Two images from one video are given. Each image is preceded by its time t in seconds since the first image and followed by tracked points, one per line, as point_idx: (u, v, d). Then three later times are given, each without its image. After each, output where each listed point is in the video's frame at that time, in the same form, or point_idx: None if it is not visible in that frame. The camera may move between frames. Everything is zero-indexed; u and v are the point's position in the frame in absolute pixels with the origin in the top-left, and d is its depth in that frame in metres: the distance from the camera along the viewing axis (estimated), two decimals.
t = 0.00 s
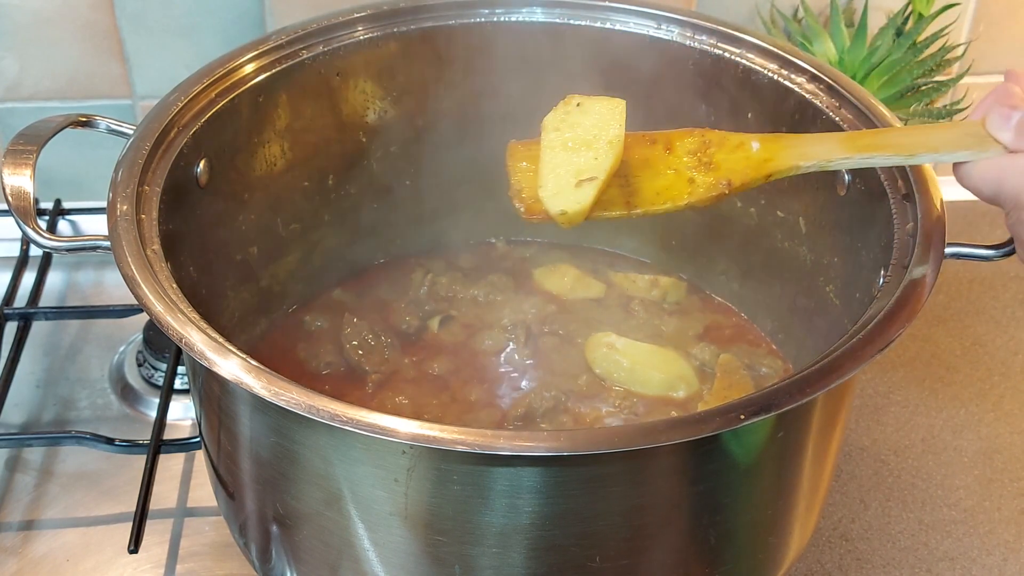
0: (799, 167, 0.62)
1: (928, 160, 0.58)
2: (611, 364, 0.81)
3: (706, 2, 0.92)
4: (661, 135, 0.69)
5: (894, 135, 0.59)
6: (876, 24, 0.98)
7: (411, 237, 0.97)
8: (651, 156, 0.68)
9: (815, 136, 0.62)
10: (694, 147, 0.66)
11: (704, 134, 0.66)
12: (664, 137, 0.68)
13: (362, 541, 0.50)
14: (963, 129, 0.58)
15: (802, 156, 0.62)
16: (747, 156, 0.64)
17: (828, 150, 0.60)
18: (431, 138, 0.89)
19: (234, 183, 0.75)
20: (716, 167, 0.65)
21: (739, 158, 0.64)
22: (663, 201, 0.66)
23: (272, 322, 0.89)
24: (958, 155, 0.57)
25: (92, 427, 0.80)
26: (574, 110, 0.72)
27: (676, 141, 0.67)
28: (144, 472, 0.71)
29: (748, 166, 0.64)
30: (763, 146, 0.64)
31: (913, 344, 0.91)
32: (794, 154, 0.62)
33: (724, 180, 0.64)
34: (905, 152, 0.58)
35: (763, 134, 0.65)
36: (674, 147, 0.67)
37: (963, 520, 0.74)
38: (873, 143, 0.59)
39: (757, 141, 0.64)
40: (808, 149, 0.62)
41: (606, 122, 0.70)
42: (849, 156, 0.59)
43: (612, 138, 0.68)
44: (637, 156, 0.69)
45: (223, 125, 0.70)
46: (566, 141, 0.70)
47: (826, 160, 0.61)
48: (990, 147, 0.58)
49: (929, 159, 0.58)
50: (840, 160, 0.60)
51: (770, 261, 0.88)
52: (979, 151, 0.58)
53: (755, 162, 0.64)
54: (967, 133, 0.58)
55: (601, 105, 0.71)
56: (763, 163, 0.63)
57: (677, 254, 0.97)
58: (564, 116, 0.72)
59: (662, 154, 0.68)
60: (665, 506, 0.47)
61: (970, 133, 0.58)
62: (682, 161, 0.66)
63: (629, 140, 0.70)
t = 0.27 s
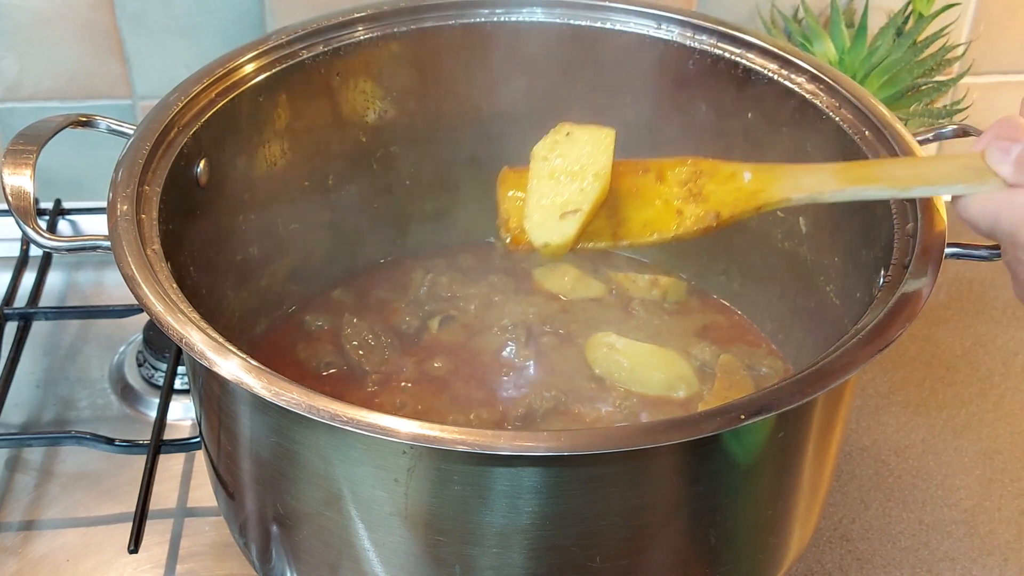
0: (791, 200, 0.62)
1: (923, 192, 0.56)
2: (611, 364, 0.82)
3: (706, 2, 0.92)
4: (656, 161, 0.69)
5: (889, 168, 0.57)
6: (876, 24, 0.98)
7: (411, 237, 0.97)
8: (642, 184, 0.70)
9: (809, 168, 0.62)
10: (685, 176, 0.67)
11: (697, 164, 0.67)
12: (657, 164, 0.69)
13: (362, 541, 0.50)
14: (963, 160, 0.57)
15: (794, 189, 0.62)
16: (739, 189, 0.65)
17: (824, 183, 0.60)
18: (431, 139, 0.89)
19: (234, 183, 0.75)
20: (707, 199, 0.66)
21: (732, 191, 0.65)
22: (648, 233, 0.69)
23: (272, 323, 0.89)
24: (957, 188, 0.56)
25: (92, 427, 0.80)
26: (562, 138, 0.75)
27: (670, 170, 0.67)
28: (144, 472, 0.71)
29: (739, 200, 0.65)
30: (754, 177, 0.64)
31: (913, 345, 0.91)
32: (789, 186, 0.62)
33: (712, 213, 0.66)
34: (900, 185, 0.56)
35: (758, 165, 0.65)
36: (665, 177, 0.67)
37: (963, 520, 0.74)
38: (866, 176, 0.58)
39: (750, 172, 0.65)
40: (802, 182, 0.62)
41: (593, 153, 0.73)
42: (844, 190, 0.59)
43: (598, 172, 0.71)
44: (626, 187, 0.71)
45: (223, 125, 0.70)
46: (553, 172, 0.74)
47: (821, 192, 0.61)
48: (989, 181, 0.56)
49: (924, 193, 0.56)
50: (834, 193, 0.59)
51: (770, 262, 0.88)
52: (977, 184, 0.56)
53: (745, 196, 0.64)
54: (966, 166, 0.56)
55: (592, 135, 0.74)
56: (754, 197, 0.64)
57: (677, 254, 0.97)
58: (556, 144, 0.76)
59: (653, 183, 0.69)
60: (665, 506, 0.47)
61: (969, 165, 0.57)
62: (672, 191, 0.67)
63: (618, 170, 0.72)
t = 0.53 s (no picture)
0: (745, 238, 0.61)
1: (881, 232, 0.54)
2: (612, 365, 0.82)
3: (706, 3, 0.92)
4: (608, 197, 0.67)
5: (848, 207, 0.56)
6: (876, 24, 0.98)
7: (411, 237, 0.97)
8: (594, 220, 0.67)
9: (767, 207, 0.60)
10: (639, 212, 0.65)
11: (652, 200, 0.65)
12: (612, 199, 0.67)
13: (362, 541, 0.50)
14: (928, 199, 0.53)
15: (750, 228, 0.60)
16: (693, 225, 0.63)
17: (779, 221, 0.59)
18: (431, 139, 0.89)
19: (233, 183, 0.75)
20: (659, 236, 0.64)
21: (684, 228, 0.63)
22: (598, 270, 0.65)
23: (272, 323, 0.89)
24: (916, 229, 0.53)
25: (92, 427, 0.80)
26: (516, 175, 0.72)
27: (624, 207, 0.65)
28: (144, 472, 0.71)
29: (694, 237, 0.63)
30: (711, 213, 0.63)
31: (913, 345, 0.91)
32: (744, 224, 0.61)
33: (664, 250, 0.63)
34: (859, 224, 0.55)
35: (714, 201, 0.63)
36: (619, 212, 0.65)
37: (963, 520, 0.74)
38: (825, 215, 0.57)
39: (706, 209, 0.63)
40: (759, 219, 0.60)
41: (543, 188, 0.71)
42: (801, 227, 0.58)
43: (546, 206, 0.68)
44: (576, 224, 0.67)
45: (223, 125, 0.70)
46: (501, 208, 0.71)
47: (779, 230, 0.59)
48: (954, 221, 0.52)
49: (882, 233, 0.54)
50: (791, 231, 0.58)
51: (770, 261, 0.88)
52: (941, 224, 0.52)
53: (700, 231, 0.63)
54: (930, 203, 0.53)
55: (541, 171, 0.72)
56: (709, 233, 0.62)
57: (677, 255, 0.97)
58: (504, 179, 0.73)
59: (605, 219, 0.66)
60: (665, 506, 0.47)
61: (934, 204, 0.53)
62: (625, 228, 0.65)
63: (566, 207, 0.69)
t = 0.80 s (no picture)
0: (731, 252, 0.61)
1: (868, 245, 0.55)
2: (612, 365, 0.81)
3: (706, 3, 0.92)
4: (595, 211, 0.67)
5: (834, 221, 0.57)
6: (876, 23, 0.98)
7: (411, 237, 0.97)
8: (580, 234, 0.67)
9: (751, 222, 0.61)
10: (625, 228, 0.65)
11: (639, 216, 0.66)
12: (598, 215, 0.67)
13: (362, 541, 0.50)
14: (914, 213, 0.54)
15: (734, 242, 0.61)
16: (677, 238, 0.63)
17: (764, 234, 0.60)
18: (431, 139, 0.89)
19: (233, 183, 0.75)
20: (643, 251, 0.64)
21: (667, 243, 0.63)
22: (583, 287, 0.65)
23: (271, 323, 0.89)
24: (901, 242, 0.54)
25: (92, 427, 0.80)
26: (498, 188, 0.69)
27: (611, 221, 0.66)
28: (144, 472, 0.71)
29: (678, 250, 0.63)
30: (696, 228, 0.63)
31: (913, 344, 0.91)
32: (728, 238, 0.61)
33: (648, 265, 0.63)
34: (846, 237, 0.56)
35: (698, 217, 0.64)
36: (606, 228, 0.66)
37: (963, 519, 0.74)
38: (811, 228, 0.58)
39: (691, 224, 0.63)
40: (743, 233, 0.61)
41: (524, 204, 0.68)
42: (785, 241, 0.59)
43: (528, 221, 0.66)
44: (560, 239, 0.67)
45: (223, 125, 0.70)
46: (483, 224, 0.68)
47: (762, 244, 0.60)
48: (941, 235, 0.53)
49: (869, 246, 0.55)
50: (775, 245, 0.59)
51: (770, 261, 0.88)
52: (927, 237, 0.53)
53: (684, 245, 0.63)
54: (915, 218, 0.54)
55: (522, 185, 0.69)
56: (693, 247, 0.62)
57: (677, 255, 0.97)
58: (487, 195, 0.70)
59: (591, 234, 0.66)
60: (665, 505, 0.47)
61: (919, 219, 0.54)
62: (612, 243, 0.65)
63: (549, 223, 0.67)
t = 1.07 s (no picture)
0: (700, 246, 0.61)
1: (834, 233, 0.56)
2: (612, 365, 0.81)
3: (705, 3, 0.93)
4: (566, 213, 0.67)
5: (801, 211, 0.58)
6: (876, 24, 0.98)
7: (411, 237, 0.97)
8: (552, 236, 0.66)
9: (719, 217, 0.62)
10: (596, 227, 0.65)
11: (610, 215, 0.65)
12: (570, 215, 0.67)
13: (362, 541, 0.50)
14: (879, 201, 0.56)
15: (701, 237, 0.61)
16: (648, 236, 0.63)
17: (733, 228, 0.60)
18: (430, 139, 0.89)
19: (233, 183, 0.74)
20: (615, 251, 0.63)
21: (638, 242, 0.63)
22: (554, 288, 0.64)
23: (271, 323, 0.90)
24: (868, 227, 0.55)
25: (92, 427, 0.80)
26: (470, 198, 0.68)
27: (579, 222, 0.66)
28: (144, 472, 0.71)
29: (648, 248, 0.63)
30: (666, 226, 0.63)
31: (913, 344, 0.91)
32: (696, 232, 0.61)
33: (619, 264, 0.63)
34: (813, 226, 0.57)
35: (666, 214, 0.64)
36: (578, 227, 0.66)
37: (963, 520, 0.74)
38: (779, 220, 0.58)
39: (661, 221, 0.63)
40: (711, 228, 0.61)
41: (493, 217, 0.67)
42: (754, 232, 0.59)
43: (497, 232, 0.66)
44: (532, 244, 0.66)
45: (223, 125, 0.70)
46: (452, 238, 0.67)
47: (730, 237, 0.60)
48: (907, 218, 0.54)
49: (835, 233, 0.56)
50: (744, 238, 0.59)
51: (770, 261, 0.88)
52: (893, 221, 0.54)
53: (655, 243, 0.63)
54: (881, 204, 0.55)
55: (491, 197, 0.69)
56: (663, 245, 0.62)
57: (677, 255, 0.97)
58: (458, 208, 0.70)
59: (563, 234, 0.66)
60: (665, 505, 0.47)
61: (887, 205, 0.55)
62: (584, 243, 0.65)
63: (520, 230, 0.67)
